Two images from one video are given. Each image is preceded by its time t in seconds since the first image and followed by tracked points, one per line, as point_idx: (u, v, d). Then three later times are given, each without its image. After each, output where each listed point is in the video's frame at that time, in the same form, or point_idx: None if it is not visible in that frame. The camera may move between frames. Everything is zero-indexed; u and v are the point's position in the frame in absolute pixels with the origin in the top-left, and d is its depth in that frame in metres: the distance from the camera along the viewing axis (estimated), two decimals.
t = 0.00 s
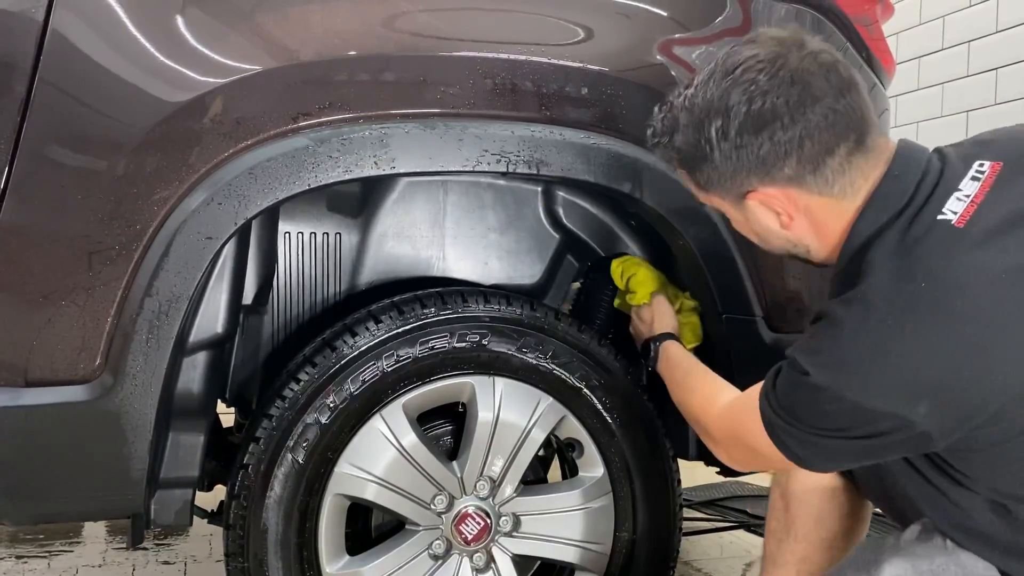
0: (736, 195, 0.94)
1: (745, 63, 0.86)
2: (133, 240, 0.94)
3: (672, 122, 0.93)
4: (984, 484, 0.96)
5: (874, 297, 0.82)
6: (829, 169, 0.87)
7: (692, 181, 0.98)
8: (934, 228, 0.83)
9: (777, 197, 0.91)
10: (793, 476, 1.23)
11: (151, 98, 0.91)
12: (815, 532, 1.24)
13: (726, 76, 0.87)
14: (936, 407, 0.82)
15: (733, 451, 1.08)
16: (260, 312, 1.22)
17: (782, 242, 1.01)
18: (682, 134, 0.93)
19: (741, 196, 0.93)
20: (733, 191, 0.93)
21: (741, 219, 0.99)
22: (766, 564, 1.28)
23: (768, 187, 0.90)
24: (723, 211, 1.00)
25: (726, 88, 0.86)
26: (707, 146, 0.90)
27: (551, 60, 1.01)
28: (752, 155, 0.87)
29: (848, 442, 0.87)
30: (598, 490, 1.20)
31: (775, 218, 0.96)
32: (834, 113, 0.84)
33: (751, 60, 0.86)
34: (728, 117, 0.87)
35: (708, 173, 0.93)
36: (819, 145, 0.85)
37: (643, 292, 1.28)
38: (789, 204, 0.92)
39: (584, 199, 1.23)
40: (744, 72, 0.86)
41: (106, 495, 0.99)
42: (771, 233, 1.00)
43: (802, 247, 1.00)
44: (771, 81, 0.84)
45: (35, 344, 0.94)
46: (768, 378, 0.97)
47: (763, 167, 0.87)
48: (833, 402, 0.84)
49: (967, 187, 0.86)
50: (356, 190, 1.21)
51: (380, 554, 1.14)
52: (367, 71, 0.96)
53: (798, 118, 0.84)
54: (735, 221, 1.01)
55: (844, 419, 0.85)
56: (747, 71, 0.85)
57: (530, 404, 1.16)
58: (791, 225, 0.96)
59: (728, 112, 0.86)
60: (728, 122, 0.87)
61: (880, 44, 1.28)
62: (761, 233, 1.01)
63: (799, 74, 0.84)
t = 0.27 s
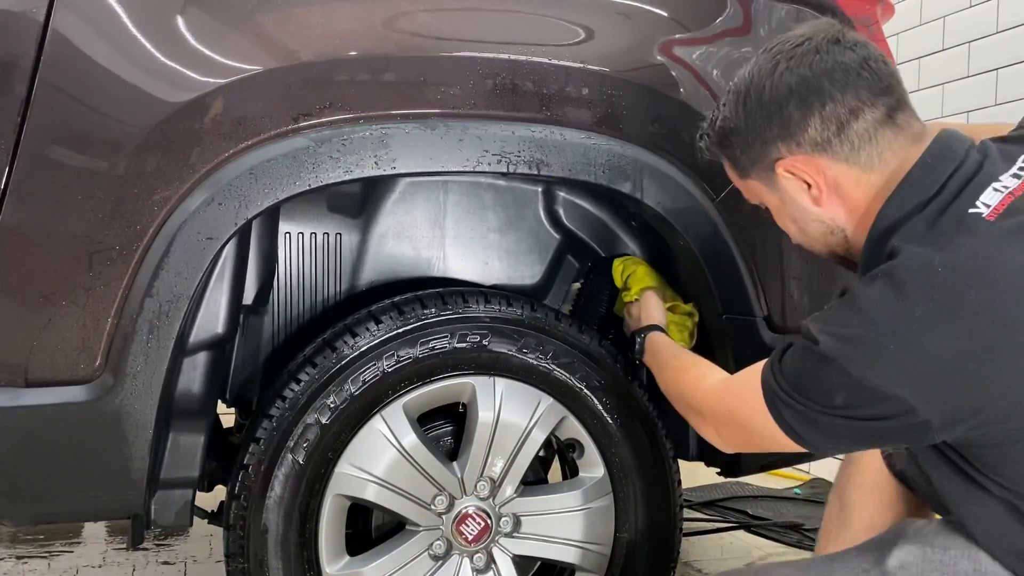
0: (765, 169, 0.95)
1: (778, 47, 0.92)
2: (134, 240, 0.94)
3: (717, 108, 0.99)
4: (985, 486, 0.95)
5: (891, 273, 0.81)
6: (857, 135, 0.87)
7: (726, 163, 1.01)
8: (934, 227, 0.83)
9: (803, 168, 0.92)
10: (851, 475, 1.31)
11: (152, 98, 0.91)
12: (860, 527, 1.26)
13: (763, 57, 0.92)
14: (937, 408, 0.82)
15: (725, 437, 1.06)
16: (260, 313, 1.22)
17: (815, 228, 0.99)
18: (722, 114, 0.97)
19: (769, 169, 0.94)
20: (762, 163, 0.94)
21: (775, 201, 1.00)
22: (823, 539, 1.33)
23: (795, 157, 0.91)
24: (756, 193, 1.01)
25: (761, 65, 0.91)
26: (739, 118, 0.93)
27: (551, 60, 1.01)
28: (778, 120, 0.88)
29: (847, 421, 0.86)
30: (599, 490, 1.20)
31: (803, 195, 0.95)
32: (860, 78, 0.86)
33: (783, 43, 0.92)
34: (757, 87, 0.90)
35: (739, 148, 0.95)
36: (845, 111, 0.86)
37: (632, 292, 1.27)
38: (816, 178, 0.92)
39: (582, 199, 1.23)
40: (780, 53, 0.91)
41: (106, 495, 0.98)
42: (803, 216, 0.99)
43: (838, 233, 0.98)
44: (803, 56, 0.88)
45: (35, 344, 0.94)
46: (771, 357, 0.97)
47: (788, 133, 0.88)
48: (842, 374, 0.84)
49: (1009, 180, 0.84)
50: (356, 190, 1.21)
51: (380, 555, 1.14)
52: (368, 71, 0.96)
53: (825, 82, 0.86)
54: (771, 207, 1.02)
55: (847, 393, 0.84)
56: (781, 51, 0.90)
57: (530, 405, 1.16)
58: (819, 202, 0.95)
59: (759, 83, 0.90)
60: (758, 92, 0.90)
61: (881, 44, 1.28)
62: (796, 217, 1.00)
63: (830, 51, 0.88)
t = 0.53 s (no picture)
0: (764, 162, 0.96)
1: (780, 43, 0.94)
2: (134, 241, 0.94)
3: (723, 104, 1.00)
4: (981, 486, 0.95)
5: (887, 264, 0.82)
6: (855, 127, 0.88)
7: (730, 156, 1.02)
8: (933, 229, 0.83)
9: (802, 159, 0.92)
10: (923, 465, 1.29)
11: (151, 99, 0.91)
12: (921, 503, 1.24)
13: (769, 52, 0.94)
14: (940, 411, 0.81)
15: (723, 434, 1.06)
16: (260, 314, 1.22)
17: (817, 219, 1.00)
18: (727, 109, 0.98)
19: (769, 162, 0.95)
20: (762, 155, 0.95)
21: (778, 195, 1.00)
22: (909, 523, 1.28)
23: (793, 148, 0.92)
24: (759, 186, 1.02)
25: (765, 60, 0.93)
26: (742, 111, 0.94)
27: (551, 61, 1.01)
28: (778, 112, 0.90)
29: (840, 417, 0.86)
30: (598, 491, 1.20)
31: (803, 186, 0.96)
32: (858, 71, 0.88)
33: (785, 40, 0.94)
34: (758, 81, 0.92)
35: (738, 141, 0.97)
36: (844, 101, 0.87)
37: (633, 300, 1.27)
38: (815, 169, 0.93)
39: (581, 200, 1.23)
40: (784, 48, 0.93)
41: (106, 496, 0.98)
42: (805, 208, 0.99)
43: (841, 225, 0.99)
44: (807, 49, 0.90)
45: (35, 345, 0.94)
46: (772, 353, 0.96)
47: (788, 124, 0.90)
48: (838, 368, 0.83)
49: (1004, 172, 0.85)
50: (356, 191, 1.21)
51: (379, 556, 1.14)
52: (368, 72, 0.96)
53: (823, 74, 0.88)
54: (774, 200, 1.02)
55: (843, 386, 0.84)
56: (784, 47, 0.92)
57: (530, 405, 1.16)
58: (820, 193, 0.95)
59: (761, 78, 0.92)
60: (759, 87, 0.92)
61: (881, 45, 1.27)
62: (798, 210, 1.00)
63: (831, 46, 0.89)
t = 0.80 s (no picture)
0: (763, 156, 0.95)
1: (785, 37, 0.92)
2: (134, 241, 0.94)
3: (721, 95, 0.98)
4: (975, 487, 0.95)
5: (887, 265, 0.82)
6: (855, 128, 0.88)
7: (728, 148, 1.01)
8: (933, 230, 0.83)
9: (800, 155, 0.92)
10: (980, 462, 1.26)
11: (151, 98, 0.91)
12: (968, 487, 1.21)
13: (771, 46, 0.92)
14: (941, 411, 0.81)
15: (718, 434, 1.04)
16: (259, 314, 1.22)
17: (809, 216, 1.00)
18: (725, 99, 0.96)
19: (768, 156, 0.94)
20: (762, 150, 0.94)
21: (773, 189, 1.00)
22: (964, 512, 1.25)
23: (793, 145, 0.91)
24: (755, 179, 1.01)
25: (768, 54, 0.91)
26: (742, 106, 0.93)
27: (551, 61, 1.01)
28: (779, 109, 0.89)
29: (835, 419, 0.85)
30: (598, 491, 1.20)
31: (800, 182, 0.96)
32: (862, 71, 0.86)
33: (790, 34, 0.92)
34: (761, 78, 0.90)
35: (738, 135, 0.95)
36: (846, 100, 0.86)
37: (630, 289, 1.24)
38: (812, 166, 0.93)
39: (580, 200, 1.24)
40: (787, 42, 0.91)
41: (105, 496, 0.98)
42: (799, 204, 0.99)
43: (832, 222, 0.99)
44: (810, 44, 0.88)
45: (35, 345, 0.94)
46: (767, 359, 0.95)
47: (789, 121, 0.89)
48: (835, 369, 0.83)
49: (990, 173, 0.85)
50: (356, 191, 1.21)
51: (379, 556, 1.14)
52: (368, 72, 0.96)
53: (828, 75, 0.86)
54: (769, 194, 1.02)
55: (837, 386, 0.83)
56: (787, 41, 0.90)
57: (529, 405, 1.16)
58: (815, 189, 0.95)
59: (763, 73, 0.90)
60: (762, 81, 0.90)
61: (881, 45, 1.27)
62: (792, 205, 1.00)
63: (835, 42, 0.88)
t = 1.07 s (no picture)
0: (773, 170, 0.94)
1: (799, 53, 0.91)
2: (134, 241, 0.94)
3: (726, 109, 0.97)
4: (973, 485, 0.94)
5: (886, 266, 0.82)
6: (867, 143, 0.88)
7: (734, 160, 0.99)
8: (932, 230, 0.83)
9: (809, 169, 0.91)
10: None
11: (151, 99, 0.91)
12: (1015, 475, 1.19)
13: (781, 61, 0.91)
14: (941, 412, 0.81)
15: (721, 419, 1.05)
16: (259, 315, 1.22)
17: (814, 226, 0.99)
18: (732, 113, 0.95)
19: (778, 171, 0.93)
20: (773, 164, 0.93)
21: (776, 199, 0.99)
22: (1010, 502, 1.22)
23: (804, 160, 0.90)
24: (761, 191, 1.00)
25: (780, 70, 0.90)
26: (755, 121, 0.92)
27: (550, 62, 1.01)
28: (794, 125, 0.88)
29: (839, 422, 0.86)
30: (598, 492, 1.20)
31: (806, 194, 0.95)
32: (876, 91, 0.87)
33: (804, 50, 0.91)
34: (778, 93, 0.89)
35: (749, 150, 0.94)
36: (858, 117, 0.86)
37: (632, 242, 1.16)
38: (821, 179, 0.92)
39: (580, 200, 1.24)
40: (799, 57, 0.90)
41: (105, 496, 0.98)
42: (805, 215, 0.98)
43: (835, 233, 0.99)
44: (822, 61, 0.88)
45: (34, 345, 0.94)
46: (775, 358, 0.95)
47: (803, 136, 0.88)
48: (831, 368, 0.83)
49: (977, 184, 0.85)
50: (355, 192, 1.21)
51: (379, 556, 1.14)
52: (368, 73, 0.96)
53: (846, 95, 0.86)
54: (774, 205, 1.01)
55: (831, 383, 0.84)
56: (798, 56, 0.90)
57: (529, 406, 1.16)
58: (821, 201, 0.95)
59: (777, 89, 0.89)
60: (775, 97, 0.89)
61: (881, 46, 1.27)
62: (797, 216, 0.99)
63: (846, 58, 0.88)
